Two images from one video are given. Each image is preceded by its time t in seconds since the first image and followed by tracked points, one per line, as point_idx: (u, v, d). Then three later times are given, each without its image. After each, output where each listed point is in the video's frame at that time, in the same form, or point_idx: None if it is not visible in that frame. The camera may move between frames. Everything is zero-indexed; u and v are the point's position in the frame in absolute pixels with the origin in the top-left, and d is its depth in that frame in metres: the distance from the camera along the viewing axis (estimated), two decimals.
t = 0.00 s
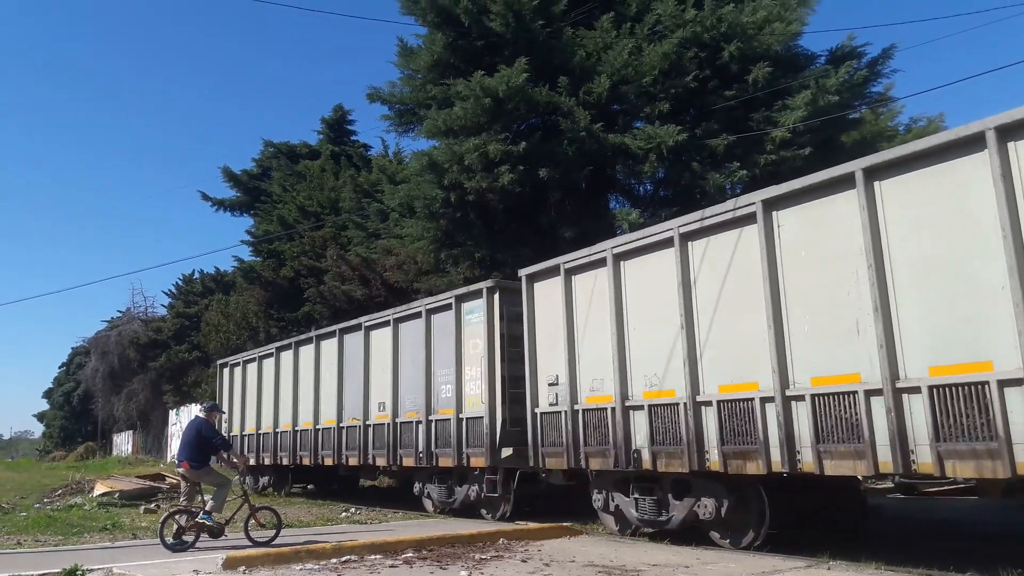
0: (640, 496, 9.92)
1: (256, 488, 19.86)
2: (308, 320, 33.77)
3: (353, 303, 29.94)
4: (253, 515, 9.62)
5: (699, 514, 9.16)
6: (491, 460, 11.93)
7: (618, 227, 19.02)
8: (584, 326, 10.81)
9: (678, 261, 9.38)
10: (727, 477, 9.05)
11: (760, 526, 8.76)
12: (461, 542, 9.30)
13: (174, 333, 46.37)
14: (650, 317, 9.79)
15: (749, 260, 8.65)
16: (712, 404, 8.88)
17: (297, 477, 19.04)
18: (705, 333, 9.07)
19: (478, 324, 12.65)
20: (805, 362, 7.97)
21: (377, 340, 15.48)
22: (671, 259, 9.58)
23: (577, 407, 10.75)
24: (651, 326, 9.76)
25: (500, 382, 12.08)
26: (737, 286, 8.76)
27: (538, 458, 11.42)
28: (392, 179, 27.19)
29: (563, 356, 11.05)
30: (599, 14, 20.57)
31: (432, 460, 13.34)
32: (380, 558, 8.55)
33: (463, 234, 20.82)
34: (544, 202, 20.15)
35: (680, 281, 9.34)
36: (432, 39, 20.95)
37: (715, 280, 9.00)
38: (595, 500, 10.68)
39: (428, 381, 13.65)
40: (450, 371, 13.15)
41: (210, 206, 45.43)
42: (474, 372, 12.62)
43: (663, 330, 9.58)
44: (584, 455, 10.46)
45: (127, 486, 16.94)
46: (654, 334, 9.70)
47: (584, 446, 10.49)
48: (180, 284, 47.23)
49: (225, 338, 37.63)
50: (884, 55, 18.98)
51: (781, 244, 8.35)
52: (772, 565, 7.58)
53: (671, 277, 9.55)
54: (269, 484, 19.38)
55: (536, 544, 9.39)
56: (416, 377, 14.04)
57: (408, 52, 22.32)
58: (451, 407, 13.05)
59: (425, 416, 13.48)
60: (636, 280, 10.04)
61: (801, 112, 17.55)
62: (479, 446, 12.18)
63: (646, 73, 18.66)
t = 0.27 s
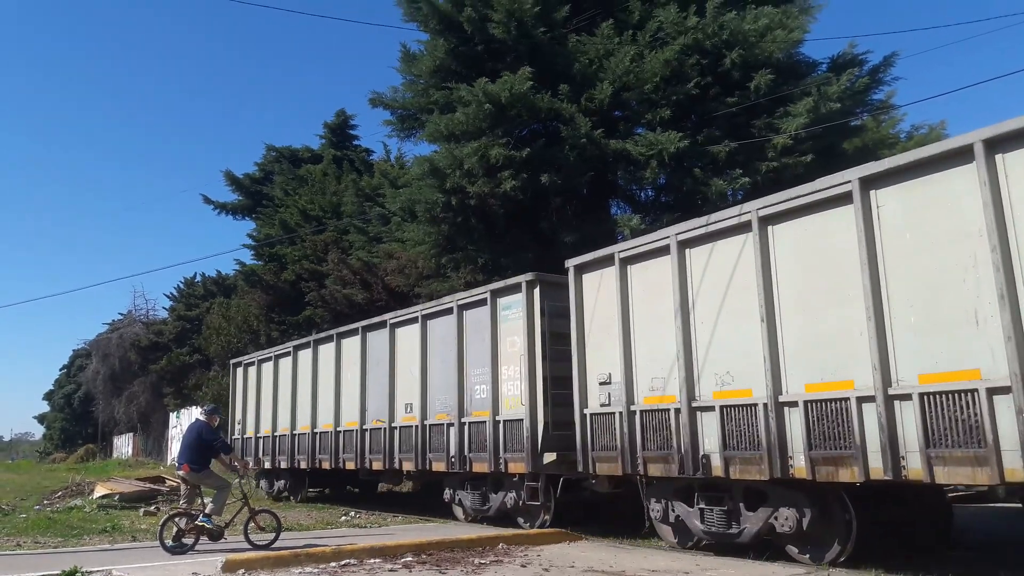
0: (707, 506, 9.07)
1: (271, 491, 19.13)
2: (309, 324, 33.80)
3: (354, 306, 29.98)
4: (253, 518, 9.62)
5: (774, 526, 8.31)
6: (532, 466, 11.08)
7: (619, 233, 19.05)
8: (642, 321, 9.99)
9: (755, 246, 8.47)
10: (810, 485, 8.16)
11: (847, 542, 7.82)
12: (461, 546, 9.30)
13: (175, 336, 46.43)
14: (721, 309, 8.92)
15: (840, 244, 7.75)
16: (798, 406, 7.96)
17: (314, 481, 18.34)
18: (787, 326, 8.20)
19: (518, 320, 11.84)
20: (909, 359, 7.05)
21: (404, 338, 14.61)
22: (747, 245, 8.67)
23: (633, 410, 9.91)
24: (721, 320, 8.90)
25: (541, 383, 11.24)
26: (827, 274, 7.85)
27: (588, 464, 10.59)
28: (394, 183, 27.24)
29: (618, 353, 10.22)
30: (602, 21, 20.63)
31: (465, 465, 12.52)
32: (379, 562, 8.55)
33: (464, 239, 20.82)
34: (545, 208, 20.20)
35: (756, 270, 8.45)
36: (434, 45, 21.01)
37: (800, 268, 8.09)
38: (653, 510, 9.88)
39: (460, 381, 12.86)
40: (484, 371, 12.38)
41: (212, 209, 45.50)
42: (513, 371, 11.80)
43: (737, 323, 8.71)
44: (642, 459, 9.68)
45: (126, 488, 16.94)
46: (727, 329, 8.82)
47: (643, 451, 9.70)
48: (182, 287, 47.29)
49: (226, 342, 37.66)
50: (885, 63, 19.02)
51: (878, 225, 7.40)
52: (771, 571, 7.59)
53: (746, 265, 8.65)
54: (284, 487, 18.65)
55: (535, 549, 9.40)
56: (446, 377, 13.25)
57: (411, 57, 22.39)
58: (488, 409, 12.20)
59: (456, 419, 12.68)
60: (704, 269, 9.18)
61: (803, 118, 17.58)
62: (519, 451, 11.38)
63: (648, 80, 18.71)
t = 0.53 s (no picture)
0: (777, 507, 8.22)
1: (279, 487, 18.30)
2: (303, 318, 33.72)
3: (347, 300, 29.89)
4: (245, 513, 9.57)
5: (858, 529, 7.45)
6: (572, 463, 10.16)
7: (613, 228, 19.05)
8: (701, 304, 9.04)
9: (846, 220, 7.51)
10: (900, 486, 7.30)
11: (946, 545, 6.97)
12: (453, 541, 9.29)
13: (167, 329, 46.27)
14: (799, 292, 7.99)
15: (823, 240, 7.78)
16: (894, 397, 7.03)
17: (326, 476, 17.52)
18: (880, 308, 7.27)
19: (554, 305, 10.95)
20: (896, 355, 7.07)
21: (394, 330, 14.67)
22: (835, 218, 7.70)
23: (692, 403, 8.97)
24: (802, 303, 7.96)
25: (582, 374, 10.32)
26: (929, 251, 6.94)
27: (638, 461, 9.72)
28: (388, 177, 27.15)
29: (675, 338, 9.27)
30: (597, 15, 20.58)
31: (496, 460, 11.64)
32: (371, 557, 8.54)
33: (458, 234, 20.77)
34: (540, 202, 20.17)
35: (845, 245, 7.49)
36: (429, 38, 20.92)
37: (891, 242, 7.20)
38: (711, 515, 8.99)
39: (489, 370, 11.99)
40: (517, 360, 11.50)
41: (205, 202, 45.30)
42: (549, 361, 10.92)
43: (820, 306, 7.78)
44: (704, 456, 8.73)
45: (117, 482, 16.87)
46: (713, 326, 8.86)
47: (704, 447, 8.75)
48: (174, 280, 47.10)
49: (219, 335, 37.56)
50: (880, 60, 19.02)
51: (989, 196, 6.53)
52: (763, 567, 7.61)
53: (833, 241, 7.71)
54: (294, 483, 17.83)
55: (527, 544, 9.39)
56: (474, 366, 12.40)
57: (406, 51, 22.30)
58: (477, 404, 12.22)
59: (485, 411, 11.84)
60: (780, 246, 8.23)
61: (797, 115, 17.56)
62: (556, 447, 10.51)
63: (643, 75, 18.68)
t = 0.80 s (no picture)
0: (863, 512, 7.36)
1: (288, 490, 17.32)
2: (294, 318, 33.65)
3: (339, 301, 29.82)
4: (235, 513, 9.54)
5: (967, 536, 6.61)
6: (622, 465, 9.32)
7: (604, 229, 19.09)
8: (776, 290, 8.17)
9: (951, 192, 6.68)
10: (1012, 491, 6.61)
11: None
12: (445, 542, 9.30)
13: (158, 330, 46.09)
14: (789, 298, 8.02)
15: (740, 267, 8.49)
16: (1016, 390, 6.18)
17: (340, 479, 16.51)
18: (869, 314, 7.31)
19: (598, 294, 10.08)
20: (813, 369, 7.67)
21: (382, 330, 14.63)
22: (940, 192, 6.86)
23: (765, 399, 8.07)
24: (902, 286, 7.09)
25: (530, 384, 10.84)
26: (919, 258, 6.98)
27: (700, 463, 8.84)
28: (380, 178, 27.14)
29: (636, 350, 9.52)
30: (589, 17, 20.63)
31: (534, 462, 10.66)
32: (363, 558, 8.53)
33: (450, 235, 20.77)
34: (531, 203, 20.20)
35: (954, 221, 6.64)
36: (421, 38, 20.92)
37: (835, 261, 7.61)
38: (782, 519, 8.15)
39: (524, 365, 11.07)
40: (555, 352, 10.58)
41: (195, 202, 45.15)
42: (593, 355, 10.03)
43: (921, 290, 6.93)
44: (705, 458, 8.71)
45: (107, 483, 16.81)
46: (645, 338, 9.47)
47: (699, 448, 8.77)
48: (165, 281, 46.91)
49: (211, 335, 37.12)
50: (871, 62, 19.11)
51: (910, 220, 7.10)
52: (754, 567, 7.64)
53: (937, 217, 6.87)
54: (305, 486, 16.82)
55: (519, 544, 9.41)
56: (506, 360, 11.44)
57: (398, 51, 22.29)
58: (467, 404, 12.10)
59: (520, 409, 10.90)
60: (871, 225, 7.39)
61: (788, 116, 17.62)
62: (603, 447, 9.61)
63: (635, 77, 18.73)
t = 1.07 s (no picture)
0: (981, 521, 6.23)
1: (307, 493, 16.30)
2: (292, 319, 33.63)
3: (337, 302, 29.80)
4: (233, 515, 9.54)
5: None
6: (690, 468, 8.31)
7: (602, 230, 19.11)
8: (874, 272, 7.02)
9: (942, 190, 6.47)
10: None
11: None
12: (443, 543, 9.30)
13: (156, 331, 46.02)
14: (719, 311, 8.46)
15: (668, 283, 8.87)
16: (894, 397, 6.70)
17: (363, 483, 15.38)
18: (799, 324, 7.62)
19: (659, 281, 9.00)
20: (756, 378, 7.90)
21: (378, 333, 14.34)
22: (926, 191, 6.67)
23: (862, 395, 6.92)
24: (897, 285, 6.83)
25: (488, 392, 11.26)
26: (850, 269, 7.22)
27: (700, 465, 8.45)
28: (378, 179, 27.14)
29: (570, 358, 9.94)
30: (587, 17, 20.64)
31: (584, 464, 9.56)
32: (362, 559, 8.53)
33: (448, 235, 20.78)
34: (529, 204, 20.22)
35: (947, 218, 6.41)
36: (419, 38, 20.90)
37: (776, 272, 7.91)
38: (881, 528, 7.05)
39: (573, 358, 9.96)
40: (609, 345, 9.50)
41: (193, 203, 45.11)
42: (653, 348, 8.97)
43: (878, 295, 6.96)
44: (641, 457, 8.88)
45: (106, 484, 16.80)
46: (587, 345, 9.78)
47: (641, 448, 8.91)
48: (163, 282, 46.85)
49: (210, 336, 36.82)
50: (868, 63, 19.15)
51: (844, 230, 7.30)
52: (753, 567, 7.65)
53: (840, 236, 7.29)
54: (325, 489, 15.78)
55: (518, 545, 9.41)
56: (552, 354, 10.32)
57: (395, 52, 22.29)
58: (462, 404, 11.79)
59: (568, 406, 9.82)
60: (989, 195, 6.28)
61: (786, 117, 17.64)
62: (665, 448, 8.62)
63: (633, 77, 18.74)
